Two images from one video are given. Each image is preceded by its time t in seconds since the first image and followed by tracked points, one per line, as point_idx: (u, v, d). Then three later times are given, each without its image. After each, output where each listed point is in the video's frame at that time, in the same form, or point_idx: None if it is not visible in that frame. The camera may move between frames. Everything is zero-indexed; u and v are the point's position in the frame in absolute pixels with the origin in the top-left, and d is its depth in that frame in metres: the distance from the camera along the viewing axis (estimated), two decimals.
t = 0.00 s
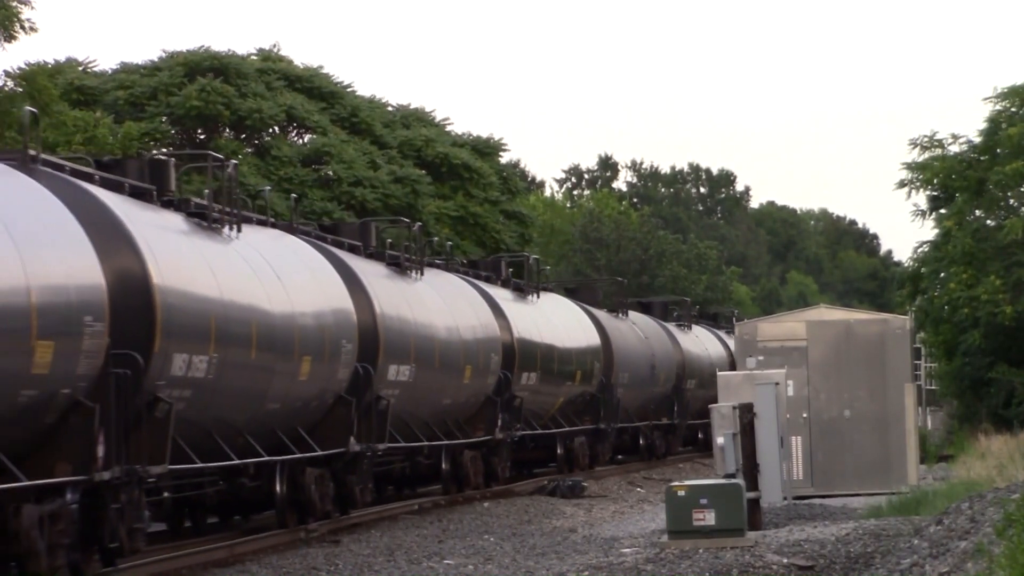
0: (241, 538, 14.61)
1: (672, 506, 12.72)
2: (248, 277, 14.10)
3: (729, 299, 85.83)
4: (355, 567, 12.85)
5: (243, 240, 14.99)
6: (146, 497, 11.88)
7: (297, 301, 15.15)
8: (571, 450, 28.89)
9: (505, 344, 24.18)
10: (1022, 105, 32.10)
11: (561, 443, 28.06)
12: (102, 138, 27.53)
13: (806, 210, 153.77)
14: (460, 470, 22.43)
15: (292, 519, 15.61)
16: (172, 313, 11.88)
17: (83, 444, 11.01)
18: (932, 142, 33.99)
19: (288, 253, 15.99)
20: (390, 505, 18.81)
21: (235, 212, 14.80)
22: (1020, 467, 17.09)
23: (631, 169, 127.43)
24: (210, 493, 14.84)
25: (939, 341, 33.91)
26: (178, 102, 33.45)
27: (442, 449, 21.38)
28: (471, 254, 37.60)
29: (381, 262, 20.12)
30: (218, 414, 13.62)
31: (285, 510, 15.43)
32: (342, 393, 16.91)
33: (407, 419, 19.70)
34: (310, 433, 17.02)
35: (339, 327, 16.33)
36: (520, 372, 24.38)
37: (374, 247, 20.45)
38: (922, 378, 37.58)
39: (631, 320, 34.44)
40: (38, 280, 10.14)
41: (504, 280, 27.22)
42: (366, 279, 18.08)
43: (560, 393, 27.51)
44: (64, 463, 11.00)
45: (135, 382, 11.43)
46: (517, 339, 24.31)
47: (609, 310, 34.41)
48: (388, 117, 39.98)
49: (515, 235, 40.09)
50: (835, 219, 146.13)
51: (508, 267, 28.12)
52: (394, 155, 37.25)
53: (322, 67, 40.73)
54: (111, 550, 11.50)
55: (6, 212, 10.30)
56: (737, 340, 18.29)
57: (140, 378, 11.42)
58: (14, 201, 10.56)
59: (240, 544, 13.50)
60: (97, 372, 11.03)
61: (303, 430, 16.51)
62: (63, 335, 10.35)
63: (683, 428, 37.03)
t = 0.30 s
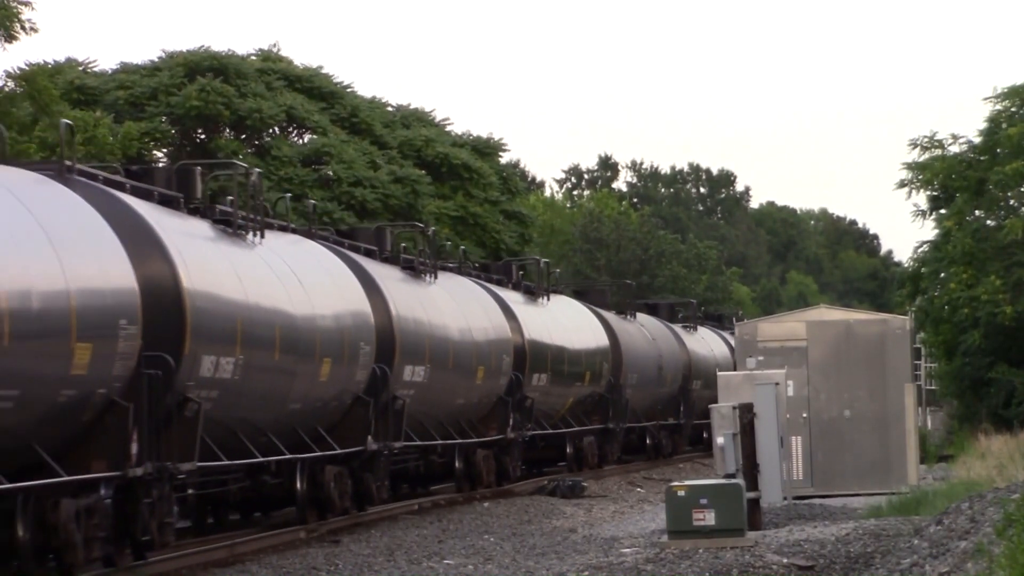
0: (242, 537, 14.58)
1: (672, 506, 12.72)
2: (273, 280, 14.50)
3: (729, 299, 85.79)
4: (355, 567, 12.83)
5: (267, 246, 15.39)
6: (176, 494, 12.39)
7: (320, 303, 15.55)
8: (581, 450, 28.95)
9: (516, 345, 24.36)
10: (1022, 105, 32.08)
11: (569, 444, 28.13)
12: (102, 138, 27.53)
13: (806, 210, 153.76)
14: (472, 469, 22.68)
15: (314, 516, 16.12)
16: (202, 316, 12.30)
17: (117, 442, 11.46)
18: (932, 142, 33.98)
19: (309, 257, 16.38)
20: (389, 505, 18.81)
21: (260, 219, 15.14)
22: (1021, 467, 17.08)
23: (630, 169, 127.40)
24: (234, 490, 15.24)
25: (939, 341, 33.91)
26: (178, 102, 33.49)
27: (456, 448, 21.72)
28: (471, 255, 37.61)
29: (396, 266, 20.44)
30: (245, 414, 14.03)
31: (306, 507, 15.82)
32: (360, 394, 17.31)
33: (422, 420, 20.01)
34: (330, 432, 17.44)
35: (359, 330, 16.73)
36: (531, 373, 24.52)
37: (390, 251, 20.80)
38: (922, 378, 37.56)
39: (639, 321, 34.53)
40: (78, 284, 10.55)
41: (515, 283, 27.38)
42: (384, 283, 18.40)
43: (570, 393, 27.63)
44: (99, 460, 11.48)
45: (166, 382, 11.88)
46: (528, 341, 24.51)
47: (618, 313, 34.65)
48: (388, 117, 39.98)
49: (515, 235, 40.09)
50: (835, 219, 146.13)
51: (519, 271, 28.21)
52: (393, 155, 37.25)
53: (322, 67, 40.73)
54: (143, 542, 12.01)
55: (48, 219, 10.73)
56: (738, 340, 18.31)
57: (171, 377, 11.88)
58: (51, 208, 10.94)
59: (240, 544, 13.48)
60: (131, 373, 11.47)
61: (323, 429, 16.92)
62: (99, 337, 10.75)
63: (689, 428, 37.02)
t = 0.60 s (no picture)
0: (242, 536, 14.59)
1: (672, 506, 12.72)
2: (294, 285, 15.20)
3: (729, 299, 85.69)
4: (355, 567, 12.83)
5: (287, 251, 16.04)
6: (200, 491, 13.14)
7: (338, 306, 16.22)
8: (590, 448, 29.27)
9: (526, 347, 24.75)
10: (1022, 105, 32.08)
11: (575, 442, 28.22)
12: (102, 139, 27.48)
13: (806, 210, 153.73)
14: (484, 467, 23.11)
15: (332, 512, 16.78)
16: (227, 319, 12.99)
17: (150, 439, 12.18)
18: (932, 142, 33.96)
19: (328, 261, 17.05)
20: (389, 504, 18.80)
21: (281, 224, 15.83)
22: (1021, 467, 17.09)
23: (630, 169, 127.35)
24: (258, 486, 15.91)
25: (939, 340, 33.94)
26: (178, 102, 33.54)
27: (469, 446, 22.31)
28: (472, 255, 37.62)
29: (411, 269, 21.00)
30: (268, 413, 14.71)
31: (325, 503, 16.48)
32: (376, 394, 17.92)
33: (436, 419, 20.57)
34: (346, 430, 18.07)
35: (375, 331, 17.35)
36: (542, 373, 24.93)
37: (403, 255, 21.35)
38: (922, 378, 37.54)
39: (646, 323, 34.66)
40: (114, 290, 11.20)
41: (526, 285, 27.54)
42: (400, 287, 19.03)
43: (579, 393, 27.81)
44: (133, 457, 12.17)
45: (194, 383, 12.59)
46: (539, 342, 24.94)
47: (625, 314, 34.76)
48: (388, 117, 39.97)
49: (514, 235, 40.08)
50: (835, 219, 146.11)
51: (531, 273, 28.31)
52: (393, 155, 37.24)
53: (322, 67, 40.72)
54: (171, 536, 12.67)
55: (85, 230, 11.40)
56: (737, 340, 18.23)
57: (199, 379, 12.59)
58: (89, 219, 11.61)
59: (239, 544, 13.49)
60: (162, 374, 12.18)
61: (341, 427, 17.55)
62: (134, 341, 11.42)
63: (693, 428, 37.05)
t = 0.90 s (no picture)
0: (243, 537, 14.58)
1: (672, 506, 12.72)
2: (315, 288, 15.59)
3: (729, 299, 85.64)
4: (355, 567, 12.84)
5: (307, 256, 16.43)
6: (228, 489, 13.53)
7: (357, 309, 16.60)
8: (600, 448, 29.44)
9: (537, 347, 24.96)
10: (1022, 105, 32.08)
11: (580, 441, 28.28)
12: (102, 139, 27.43)
13: (806, 211, 153.76)
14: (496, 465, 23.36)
15: (350, 508, 17.14)
16: (252, 322, 13.40)
17: (180, 437, 12.62)
18: (932, 141, 33.96)
19: (346, 266, 17.42)
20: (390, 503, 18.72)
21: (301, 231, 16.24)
22: (1021, 467, 17.10)
23: (630, 169, 127.44)
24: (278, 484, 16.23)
25: (939, 340, 33.96)
26: (178, 102, 33.57)
27: (483, 445, 22.53)
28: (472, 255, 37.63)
29: (424, 273, 21.32)
30: (290, 413, 15.09)
31: (343, 500, 16.85)
32: (392, 394, 18.25)
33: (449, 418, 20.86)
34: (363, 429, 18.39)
35: (391, 333, 17.75)
36: (554, 373, 25.13)
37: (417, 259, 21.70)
38: (922, 378, 37.54)
39: (653, 324, 34.74)
40: (147, 296, 11.64)
41: (537, 287, 27.69)
42: (414, 290, 19.33)
43: (589, 393, 27.97)
44: (164, 454, 12.61)
45: (222, 383, 12.98)
46: (550, 343, 25.16)
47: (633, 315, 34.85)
48: (388, 117, 39.97)
49: (514, 235, 40.09)
50: (835, 219, 146.10)
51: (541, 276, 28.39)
52: (393, 155, 37.24)
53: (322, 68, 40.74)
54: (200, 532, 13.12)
55: (118, 238, 11.85)
56: (737, 340, 18.22)
57: (226, 380, 12.98)
58: (123, 228, 12.12)
59: (239, 544, 13.50)
60: (191, 375, 12.59)
61: (358, 426, 17.89)
62: (165, 344, 11.90)
63: (696, 427, 37.10)
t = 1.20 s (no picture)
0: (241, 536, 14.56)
1: (672, 506, 12.71)
2: (336, 291, 15.93)
3: (729, 299, 85.57)
4: (355, 567, 12.84)
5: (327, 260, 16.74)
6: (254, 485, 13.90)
7: (375, 311, 16.95)
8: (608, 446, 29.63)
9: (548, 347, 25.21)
10: (1022, 105, 32.07)
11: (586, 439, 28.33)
12: (102, 138, 27.33)
13: (806, 210, 153.76)
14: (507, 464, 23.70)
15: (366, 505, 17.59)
16: (277, 324, 13.73)
17: (209, 436, 13.04)
18: (932, 141, 33.95)
19: (364, 268, 17.75)
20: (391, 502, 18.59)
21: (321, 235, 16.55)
22: (1021, 467, 17.10)
23: (631, 169, 127.47)
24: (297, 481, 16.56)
25: (939, 340, 33.96)
26: (178, 102, 33.56)
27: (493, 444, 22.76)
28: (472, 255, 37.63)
29: (438, 275, 21.55)
30: (312, 412, 15.44)
31: (360, 497, 17.27)
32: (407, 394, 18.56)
33: (462, 418, 21.17)
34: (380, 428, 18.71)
35: (408, 335, 18.07)
36: (563, 372, 25.39)
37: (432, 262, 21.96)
38: (922, 378, 37.53)
39: (659, 325, 34.84)
40: (179, 299, 12.07)
41: (547, 288, 27.85)
42: (429, 293, 19.63)
43: (598, 394, 28.13)
44: (194, 452, 13.03)
45: (248, 384, 13.36)
46: (560, 343, 25.41)
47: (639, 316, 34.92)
48: (388, 117, 39.97)
49: (514, 235, 40.09)
50: (835, 219, 146.11)
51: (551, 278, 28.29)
52: (393, 155, 37.23)
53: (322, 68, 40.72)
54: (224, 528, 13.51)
55: (151, 243, 12.29)
56: (737, 340, 18.21)
57: (253, 381, 13.35)
58: (155, 233, 12.56)
59: (240, 544, 13.50)
60: (219, 376, 13.00)
61: (375, 426, 18.20)
62: (197, 345, 12.33)
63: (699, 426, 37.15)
